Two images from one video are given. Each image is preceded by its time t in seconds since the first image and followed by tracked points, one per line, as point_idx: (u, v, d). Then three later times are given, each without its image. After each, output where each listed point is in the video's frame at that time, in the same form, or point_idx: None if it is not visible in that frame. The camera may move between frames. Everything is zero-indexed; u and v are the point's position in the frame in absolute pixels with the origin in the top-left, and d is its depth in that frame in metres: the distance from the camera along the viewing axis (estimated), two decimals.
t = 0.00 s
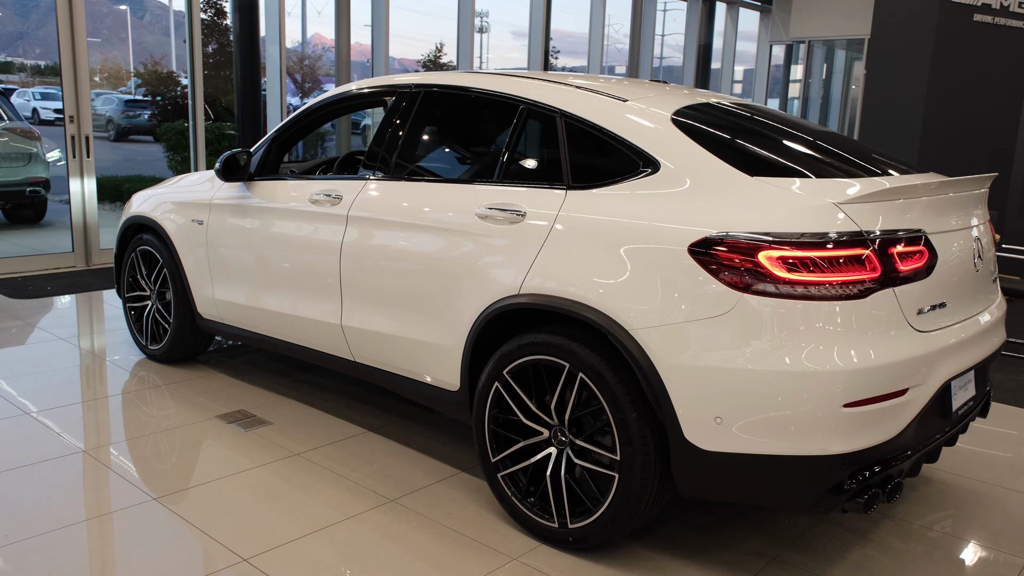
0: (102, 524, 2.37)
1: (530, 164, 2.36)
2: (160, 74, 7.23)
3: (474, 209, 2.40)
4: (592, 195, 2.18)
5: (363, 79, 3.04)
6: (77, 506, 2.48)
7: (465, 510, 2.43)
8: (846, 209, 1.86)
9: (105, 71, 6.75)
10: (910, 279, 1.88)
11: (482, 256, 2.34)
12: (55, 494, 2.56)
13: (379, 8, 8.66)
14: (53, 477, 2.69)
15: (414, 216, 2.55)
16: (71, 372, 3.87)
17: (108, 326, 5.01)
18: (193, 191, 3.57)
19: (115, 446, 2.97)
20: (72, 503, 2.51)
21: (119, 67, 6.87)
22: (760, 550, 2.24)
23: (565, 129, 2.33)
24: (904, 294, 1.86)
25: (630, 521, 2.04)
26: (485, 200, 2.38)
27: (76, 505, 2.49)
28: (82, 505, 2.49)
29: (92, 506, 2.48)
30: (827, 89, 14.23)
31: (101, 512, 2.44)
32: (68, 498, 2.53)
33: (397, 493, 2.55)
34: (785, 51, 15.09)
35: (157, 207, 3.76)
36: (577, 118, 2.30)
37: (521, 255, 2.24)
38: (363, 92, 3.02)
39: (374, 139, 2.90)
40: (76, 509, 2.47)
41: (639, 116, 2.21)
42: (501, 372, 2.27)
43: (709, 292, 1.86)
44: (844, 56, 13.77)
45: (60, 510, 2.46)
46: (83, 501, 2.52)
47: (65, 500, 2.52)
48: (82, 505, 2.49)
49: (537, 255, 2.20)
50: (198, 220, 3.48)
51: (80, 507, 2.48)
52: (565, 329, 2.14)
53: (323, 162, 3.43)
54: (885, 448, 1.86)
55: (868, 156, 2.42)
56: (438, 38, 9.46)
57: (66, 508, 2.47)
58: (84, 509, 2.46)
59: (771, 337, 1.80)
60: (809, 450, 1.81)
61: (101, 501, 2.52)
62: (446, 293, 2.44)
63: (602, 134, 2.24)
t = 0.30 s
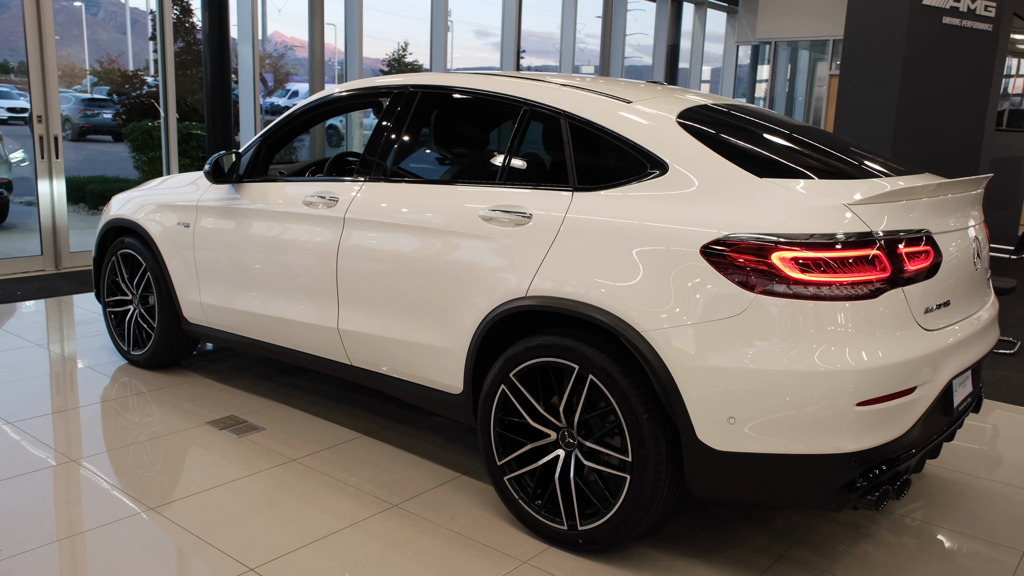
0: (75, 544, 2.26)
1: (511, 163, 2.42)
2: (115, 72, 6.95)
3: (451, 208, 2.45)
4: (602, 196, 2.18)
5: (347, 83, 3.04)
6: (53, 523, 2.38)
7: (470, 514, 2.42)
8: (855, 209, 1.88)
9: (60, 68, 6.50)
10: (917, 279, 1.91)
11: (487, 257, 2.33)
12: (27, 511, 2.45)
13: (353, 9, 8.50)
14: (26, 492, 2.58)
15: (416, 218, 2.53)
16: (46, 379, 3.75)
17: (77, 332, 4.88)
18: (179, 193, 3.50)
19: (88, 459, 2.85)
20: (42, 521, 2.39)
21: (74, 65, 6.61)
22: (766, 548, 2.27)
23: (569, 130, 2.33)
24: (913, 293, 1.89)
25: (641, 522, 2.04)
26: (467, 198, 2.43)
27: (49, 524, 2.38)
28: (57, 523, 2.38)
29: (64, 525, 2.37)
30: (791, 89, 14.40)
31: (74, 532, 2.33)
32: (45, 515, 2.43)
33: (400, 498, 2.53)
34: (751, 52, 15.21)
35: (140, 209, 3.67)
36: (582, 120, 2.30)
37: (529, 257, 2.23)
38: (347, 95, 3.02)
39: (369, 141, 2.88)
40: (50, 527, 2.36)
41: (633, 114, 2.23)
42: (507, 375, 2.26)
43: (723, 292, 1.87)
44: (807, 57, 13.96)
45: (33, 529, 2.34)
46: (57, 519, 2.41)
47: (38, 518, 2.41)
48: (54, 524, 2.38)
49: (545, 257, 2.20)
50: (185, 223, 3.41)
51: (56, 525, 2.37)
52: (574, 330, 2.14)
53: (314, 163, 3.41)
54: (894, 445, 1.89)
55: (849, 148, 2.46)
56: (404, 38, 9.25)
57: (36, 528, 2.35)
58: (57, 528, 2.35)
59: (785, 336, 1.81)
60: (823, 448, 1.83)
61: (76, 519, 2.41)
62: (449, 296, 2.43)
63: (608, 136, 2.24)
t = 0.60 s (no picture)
0: (63, 558, 2.19)
1: (480, 161, 2.50)
2: (66, 70, 6.66)
3: (425, 207, 2.52)
4: (607, 196, 2.19)
5: (329, 85, 3.03)
6: (35, 537, 2.30)
7: (474, 515, 2.42)
8: (856, 208, 1.93)
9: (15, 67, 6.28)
10: (916, 276, 1.96)
11: (490, 258, 2.33)
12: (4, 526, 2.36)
13: (322, 9, 8.49)
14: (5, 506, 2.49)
15: (415, 219, 2.52)
16: (20, 386, 3.64)
17: (44, 338, 4.74)
18: (163, 194, 3.43)
19: (72, 469, 2.78)
20: (17, 538, 2.30)
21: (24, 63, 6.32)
22: (767, 542, 2.31)
23: (569, 131, 2.35)
24: (913, 291, 1.94)
25: (648, 520, 2.06)
26: (442, 198, 2.49)
27: (26, 540, 2.29)
28: (38, 538, 2.30)
29: (43, 541, 2.28)
30: (752, 88, 14.58)
31: (54, 548, 2.24)
32: (26, 529, 2.35)
33: (401, 501, 2.52)
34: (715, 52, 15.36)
35: (121, 211, 3.60)
36: (584, 120, 2.31)
37: (533, 258, 2.24)
38: (330, 97, 3.02)
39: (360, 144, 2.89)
40: (29, 543, 2.27)
41: (621, 111, 2.27)
42: (511, 375, 2.27)
43: (731, 292, 1.91)
44: (768, 57, 14.17)
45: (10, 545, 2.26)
46: (35, 535, 2.32)
47: (15, 533, 2.32)
48: (31, 540, 2.29)
49: (549, 258, 2.21)
50: (170, 224, 3.35)
51: (37, 540, 2.29)
52: (580, 330, 2.16)
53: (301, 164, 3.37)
54: (896, 439, 1.94)
55: (818, 140, 2.54)
56: (364, 37, 9.05)
57: (12, 545, 2.26)
58: (36, 545, 2.26)
59: (794, 333, 1.85)
60: (830, 442, 1.87)
61: (55, 535, 2.32)
62: (450, 298, 2.43)
63: (609, 136, 2.25)
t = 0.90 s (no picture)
0: (74, 568, 2.18)
1: (466, 164, 2.58)
2: (24, 67, 6.52)
3: (410, 210, 2.59)
4: (619, 200, 2.23)
5: (318, 91, 3.06)
6: (44, 547, 2.28)
7: (486, 515, 2.45)
8: (864, 211, 1.99)
9: None
10: (922, 277, 2.03)
11: (502, 261, 2.36)
12: (9, 537, 2.34)
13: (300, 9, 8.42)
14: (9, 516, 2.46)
15: (424, 223, 2.53)
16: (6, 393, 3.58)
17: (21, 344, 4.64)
18: (157, 198, 3.40)
19: (73, 477, 2.75)
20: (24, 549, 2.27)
21: None
22: (775, 537, 2.37)
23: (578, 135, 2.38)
24: (919, 290, 2.01)
25: (664, 517, 2.11)
26: (426, 200, 2.57)
27: (33, 551, 2.26)
28: (46, 548, 2.28)
29: (51, 551, 2.26)
30: (723, 89, 14.76)
31: (63, 558, 2.23)
32: (33, 539, 2.33)
33: (412, 503, 2.54)
34: (686, 53, 15.53)
35: (114, 215, 3.55)
36: (593, 125, 2.35)
37: (547, 260, 2.27)
38: (319, 103, 3.05)
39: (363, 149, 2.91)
40: (37, 553, 2.25)
41: (617, 111, 2.34)
42: (524, 376, 2.30)
43: (746, 294, 1.96)
44: (737, 57, 14.35)
45: (18, 556, 2.23)
46: (43, 546, 2.30)
47: (22, 544, 2.30)
48: (39, 551, 2.26)
49: (562, 260, 2.25)
50: (166, 228, 3.32)
51: (46, 550, 2.27)
52: (593, 332, 2.20)
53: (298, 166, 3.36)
54: (904, 435, 2.00)
55: (796, 134, 2.61)
56: (331, 36, 8.86)
57: (18, 556, 2.24)
58: (44, 555, 2.24)
59: (808, 333, 1.90)
60: (842, 439, 1.92)
61: (63, 545, 2.30)
62: (460, 301, 2.45)
63: (618, 140, 2.29)
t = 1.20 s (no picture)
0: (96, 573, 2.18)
1: (458, 166, 2.65)
2: None
3: (400, 211, 2.65)
4: (635, 203, 2.27)
5: (314, 99, 3.08)
6: (60, 554, 2.27)
7: (501, 515, 2.48)
8: (874, 213, 2.04)
9: None
10: (931, 277, 2.08)
11: (517, 263, 2.38)
12: (23, 545, 2.33)
13: (285, 10, 8.31)
14: (20, 524, 2.45)
15: (438, 225, 2.55)
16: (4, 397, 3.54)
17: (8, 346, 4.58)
18: (158, 201, 3.38)
19: (85, 481, 2.75)
20: (40, 557, 2.26)
21: None
22: (784, 533, 2.43)
23: (591, 139, 2.41)
24: (927, 290, 2.06)
25: (681, 514, 2.15)
26: (418, 202, 2.64)
27: (48, 559, 2.25)
28: (61, 556, 2.27)
29: (67, 559, 2.25)
30: (701, 90, 14.88)
31: (81, 565, 2.22)
32: (50, 545, 2.33)
33: (427, 503, 2.56)
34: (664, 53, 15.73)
35: (113, 218, 3.52)
36: (606, 130, 2.38)
37: (564, 261, 2.30)
38: (314, 110, 3.07)
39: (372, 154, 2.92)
40: (56, 559, 2.25)
41: (617, 112, 2.40)
42: (540, 377, 2.33)
43: (763, 296, 2.00)
44: (714, 58, 14.45)
45: (34, 564, 2.22)
46: (58, 553, 2.29)
47: (36, 552, 2.29)
48: (54, 559, 2.25)
49: (578, 263, 2.28)
50: (168, 232, 3.30)
51: (62, 557, 2.26)
52: (609, 333, 2.23)
53: (302, 169, 3.39)
54: (914, 432, 2.06)
55: (782, 131, 2.67)
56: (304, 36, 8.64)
57: (38, 562, 2.24)
58: (60, 563, 2.23)
59: (825, 334, 1.95)
60: (856, 436, 1.97)
61: (79, 551, 2.29)
62: (474, 303, 2.47)
63: (632, 145, 2.33)
